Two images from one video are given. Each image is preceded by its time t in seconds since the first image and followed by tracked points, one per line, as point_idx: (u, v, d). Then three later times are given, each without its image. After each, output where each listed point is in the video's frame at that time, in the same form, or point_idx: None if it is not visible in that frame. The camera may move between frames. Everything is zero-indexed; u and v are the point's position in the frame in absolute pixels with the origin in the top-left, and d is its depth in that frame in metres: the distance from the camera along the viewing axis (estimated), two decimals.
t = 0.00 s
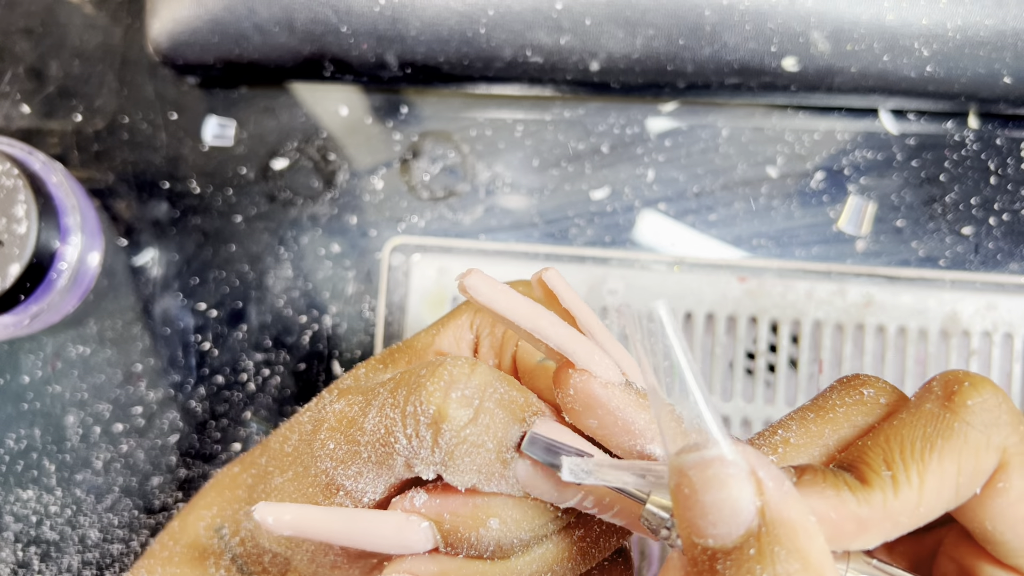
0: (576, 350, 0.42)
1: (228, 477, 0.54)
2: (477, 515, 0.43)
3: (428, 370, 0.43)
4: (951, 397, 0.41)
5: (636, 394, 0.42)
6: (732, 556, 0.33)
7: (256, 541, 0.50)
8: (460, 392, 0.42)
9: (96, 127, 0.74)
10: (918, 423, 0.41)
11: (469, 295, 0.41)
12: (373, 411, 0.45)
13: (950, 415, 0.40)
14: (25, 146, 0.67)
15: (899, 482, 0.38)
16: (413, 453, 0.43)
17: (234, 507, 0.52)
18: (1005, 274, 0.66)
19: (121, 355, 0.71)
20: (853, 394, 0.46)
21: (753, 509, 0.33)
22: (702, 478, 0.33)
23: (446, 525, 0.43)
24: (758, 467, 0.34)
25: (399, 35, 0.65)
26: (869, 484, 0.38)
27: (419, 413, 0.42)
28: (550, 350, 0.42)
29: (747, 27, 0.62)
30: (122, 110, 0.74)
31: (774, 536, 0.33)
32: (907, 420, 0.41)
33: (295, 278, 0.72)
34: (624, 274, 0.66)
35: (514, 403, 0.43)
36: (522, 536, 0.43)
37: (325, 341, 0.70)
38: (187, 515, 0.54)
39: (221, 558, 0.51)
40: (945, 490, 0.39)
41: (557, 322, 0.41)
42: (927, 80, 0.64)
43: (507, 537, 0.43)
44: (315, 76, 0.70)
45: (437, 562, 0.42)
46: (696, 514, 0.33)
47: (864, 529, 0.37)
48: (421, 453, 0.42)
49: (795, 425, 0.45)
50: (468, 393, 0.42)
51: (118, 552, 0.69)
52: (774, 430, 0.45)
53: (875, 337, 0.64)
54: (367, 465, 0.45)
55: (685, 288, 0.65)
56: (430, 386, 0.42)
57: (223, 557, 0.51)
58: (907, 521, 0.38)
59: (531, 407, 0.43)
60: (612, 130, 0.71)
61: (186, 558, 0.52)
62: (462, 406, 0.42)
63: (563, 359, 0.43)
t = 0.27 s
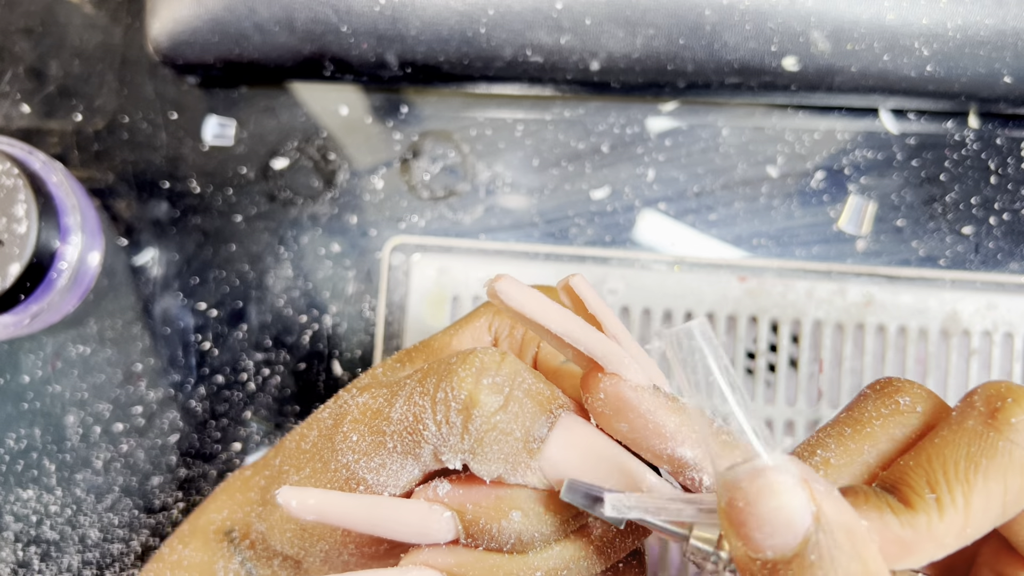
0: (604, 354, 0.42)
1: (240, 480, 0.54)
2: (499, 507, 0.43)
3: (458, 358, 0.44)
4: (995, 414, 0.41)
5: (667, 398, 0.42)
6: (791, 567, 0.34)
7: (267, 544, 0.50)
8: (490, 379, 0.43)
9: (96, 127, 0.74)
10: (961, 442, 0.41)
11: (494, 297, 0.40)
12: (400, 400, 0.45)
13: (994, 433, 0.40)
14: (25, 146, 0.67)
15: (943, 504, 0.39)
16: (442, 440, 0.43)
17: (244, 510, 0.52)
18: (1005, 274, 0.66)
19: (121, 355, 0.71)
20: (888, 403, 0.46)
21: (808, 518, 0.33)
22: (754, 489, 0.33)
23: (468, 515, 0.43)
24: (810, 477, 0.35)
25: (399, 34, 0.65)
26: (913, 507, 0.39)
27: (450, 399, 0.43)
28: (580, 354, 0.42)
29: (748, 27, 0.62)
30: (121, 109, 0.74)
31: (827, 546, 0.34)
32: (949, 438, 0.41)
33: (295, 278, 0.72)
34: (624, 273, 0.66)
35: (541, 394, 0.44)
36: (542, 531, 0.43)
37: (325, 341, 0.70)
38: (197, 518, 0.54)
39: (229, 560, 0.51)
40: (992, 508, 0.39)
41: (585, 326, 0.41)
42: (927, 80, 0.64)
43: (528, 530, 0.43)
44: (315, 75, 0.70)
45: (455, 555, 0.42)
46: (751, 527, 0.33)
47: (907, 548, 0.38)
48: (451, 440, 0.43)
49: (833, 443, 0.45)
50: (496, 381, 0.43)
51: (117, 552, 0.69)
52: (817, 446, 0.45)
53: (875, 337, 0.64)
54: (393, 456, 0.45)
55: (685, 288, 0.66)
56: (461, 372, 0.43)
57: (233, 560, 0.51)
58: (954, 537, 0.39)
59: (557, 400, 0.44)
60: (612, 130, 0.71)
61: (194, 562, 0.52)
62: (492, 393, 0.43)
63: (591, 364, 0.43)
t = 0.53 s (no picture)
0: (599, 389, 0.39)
1: (235, 478, 0.54)
2: (473, 536, 0.39)
3: (418, 400, 0.42)
4: (986, 427, 0.42)
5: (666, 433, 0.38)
6: None
7: (261, 545, 0.49)
8: (448, 421, 0.40)
9: (96, 127, 0.74)
10: (958, 459, 0.42)
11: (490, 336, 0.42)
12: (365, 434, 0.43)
13: (987, 446, 0.41)
14: (25, 146, 0.67)
15: (952, 522, 0.38)
16: (400, 481, 0.41)
17: (238, 508, 0.51)
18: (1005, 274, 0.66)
19: (121, 355, 0.71)
20: (892, 430, 0.46)
21: (841, 538, 0.30)
22: (785, 518, 0.29)
23: (443, 544, 0.40)
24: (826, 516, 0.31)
25: (399, 34, 0.65)
26: (926, 529, 0.38)
27: (407, 443, 0.40)
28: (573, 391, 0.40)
29: (748, 27, 0.62)
30: (122, 109, 0.74)
31: (865, 569, 0.30)
32: (945, 457, 0.42)
33: (295, 278, 0.72)
34: (623, 274, 0.67)
35: (511, 428, 0.39)
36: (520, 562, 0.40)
37: (325, 341, 0.70)
38: (194, 515, 0.54)
39: (226, 556, 0.51)
40: (997, 522, 0.39)
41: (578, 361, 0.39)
42: (927, 80, 0.64)
43: (503, 562, 0.39)
44: (315, 75, 0.70)
45: None
46: (795, 560, 0.29)
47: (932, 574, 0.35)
48: (410, 483, 0.40)
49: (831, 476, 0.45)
50: (456, 423, 0.40)
51: (118, 552, 0.69)
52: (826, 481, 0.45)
53: (875, 337, 0.64)
54: (359, 486, 0.43)
55: (685, 288, 0.66)
56: (419, 417, 0.40)
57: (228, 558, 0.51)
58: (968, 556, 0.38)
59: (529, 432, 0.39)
60: (612, 130, 0.71)
61: (191, 560, 0.53)
62: (449, 438, 0.40)
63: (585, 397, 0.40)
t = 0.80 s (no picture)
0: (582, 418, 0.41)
1: (209, 465, 0.53)
2: None
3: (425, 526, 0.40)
4: (998, 465, 0.43)
5: (640, 459, 0.43)
6: None
7: (242, 538, 0.52)
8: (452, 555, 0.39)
9: (96, 127, 0.74)
10: (971, 496, 0.43)
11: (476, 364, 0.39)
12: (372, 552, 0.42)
13: (1000, 483, 0.42)
14: (25, 146, 0.67)
15: (961, 557, 0.40)
16: None
17: (219, 502, 0.52)
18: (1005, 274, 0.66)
19: (121, 355, 0.71)
20: (898, 455, 0.47)
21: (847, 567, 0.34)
22: (797, 534, 0.34)
23: None
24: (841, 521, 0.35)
25: (399, 35, 0.65)
26: (931, 564, 0.40)
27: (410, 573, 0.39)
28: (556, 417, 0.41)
29: (747, 28, 0.62)
30: (122, 110, 0.74)
31: None
32: (958, 493, 0.43)
33: (295, 278, 0.72)
34: (623, 274, 0.67)
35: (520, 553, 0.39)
36: None
37: (325, 341, 0.70)
38: (165, 500, 0.53)
39: (206, 543, 0.53)
40: (1010, 562, 0.40)
41: (558, 387, 0.40)
42: (926, 80, 0.64)
43: None
44: (315, 76, 0.71)
45: None
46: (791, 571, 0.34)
47: None
48: None
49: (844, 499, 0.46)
50: (466, 543, 0.39)
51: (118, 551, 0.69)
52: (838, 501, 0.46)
53: (875, 337, 0.65)
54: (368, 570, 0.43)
55: (685, 289, 0.66)
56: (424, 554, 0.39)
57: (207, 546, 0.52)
58: None
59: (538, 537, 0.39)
60: (612, 130, 0.72)
61: (168, 545, 0.53)
62: None
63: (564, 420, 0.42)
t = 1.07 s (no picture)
0: (601, 389, 0.41)
1: (215, 470, 0.53)
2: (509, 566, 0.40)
3: (446, 478, 0.40)
4: (963, 462, 0.46)
5: (661, 437, 0.43)
6: None
7: (253, 540, 0.51)
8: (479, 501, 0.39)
9: (96, 128, 0.74)
10: (937, 491, 0.45)
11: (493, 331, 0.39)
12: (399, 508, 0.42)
13: (965, 478, 0.45)
14: (25, 147, 0.67)
15: (933, 550, 0.42)
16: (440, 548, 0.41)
17: (228, 505, 0.52)
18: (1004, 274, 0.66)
19: (121, 355, 0.71)
20: (869, 460, 0.49)
21: None
22: (765, 548, 0.34)
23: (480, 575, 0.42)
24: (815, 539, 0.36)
25: (399, 35, 0.65)
26: (905, 555, 0.41)
27: (441, 523, 0.39)
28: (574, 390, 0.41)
29: (747, 28, 0.62)
30: (122, 110, 0.74)
31: None
32: (925, 489, 0.46)
33: (295, 278, 0.72)
34: (623, 274, 0.68)
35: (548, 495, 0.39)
36: None
37: (325, 341, 0.71)
38: (175, 504, 0.53)
39: (216, 547, 0.52)
40: (974, 550, 0.43)
41: (580, 360, 0.40)
42: (926, 81, 0.64)
43: None
44: (315, 76, 0.71)
45: None
46: None
47: None
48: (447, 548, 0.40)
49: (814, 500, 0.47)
50: (494, 483, 0.39)
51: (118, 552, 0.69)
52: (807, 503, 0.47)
53: (875, 337, 0.65)
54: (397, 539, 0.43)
55: (686, 288, 0.67)
56: (450, 501, 0.39)
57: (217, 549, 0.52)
58: None
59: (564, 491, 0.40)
60: (612, 131, 0.72)
61: (176, 549, 0.53)
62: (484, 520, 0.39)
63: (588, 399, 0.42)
